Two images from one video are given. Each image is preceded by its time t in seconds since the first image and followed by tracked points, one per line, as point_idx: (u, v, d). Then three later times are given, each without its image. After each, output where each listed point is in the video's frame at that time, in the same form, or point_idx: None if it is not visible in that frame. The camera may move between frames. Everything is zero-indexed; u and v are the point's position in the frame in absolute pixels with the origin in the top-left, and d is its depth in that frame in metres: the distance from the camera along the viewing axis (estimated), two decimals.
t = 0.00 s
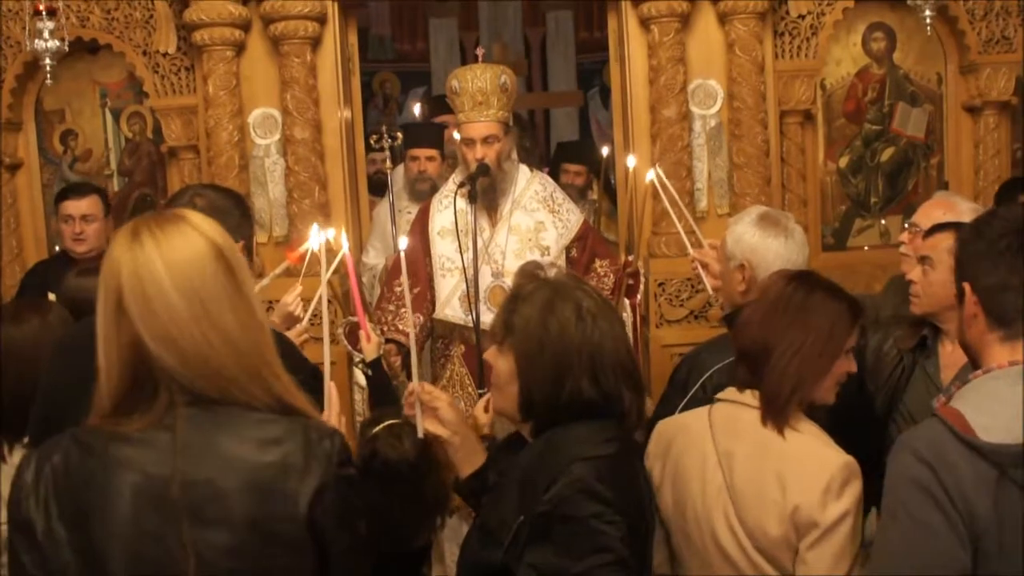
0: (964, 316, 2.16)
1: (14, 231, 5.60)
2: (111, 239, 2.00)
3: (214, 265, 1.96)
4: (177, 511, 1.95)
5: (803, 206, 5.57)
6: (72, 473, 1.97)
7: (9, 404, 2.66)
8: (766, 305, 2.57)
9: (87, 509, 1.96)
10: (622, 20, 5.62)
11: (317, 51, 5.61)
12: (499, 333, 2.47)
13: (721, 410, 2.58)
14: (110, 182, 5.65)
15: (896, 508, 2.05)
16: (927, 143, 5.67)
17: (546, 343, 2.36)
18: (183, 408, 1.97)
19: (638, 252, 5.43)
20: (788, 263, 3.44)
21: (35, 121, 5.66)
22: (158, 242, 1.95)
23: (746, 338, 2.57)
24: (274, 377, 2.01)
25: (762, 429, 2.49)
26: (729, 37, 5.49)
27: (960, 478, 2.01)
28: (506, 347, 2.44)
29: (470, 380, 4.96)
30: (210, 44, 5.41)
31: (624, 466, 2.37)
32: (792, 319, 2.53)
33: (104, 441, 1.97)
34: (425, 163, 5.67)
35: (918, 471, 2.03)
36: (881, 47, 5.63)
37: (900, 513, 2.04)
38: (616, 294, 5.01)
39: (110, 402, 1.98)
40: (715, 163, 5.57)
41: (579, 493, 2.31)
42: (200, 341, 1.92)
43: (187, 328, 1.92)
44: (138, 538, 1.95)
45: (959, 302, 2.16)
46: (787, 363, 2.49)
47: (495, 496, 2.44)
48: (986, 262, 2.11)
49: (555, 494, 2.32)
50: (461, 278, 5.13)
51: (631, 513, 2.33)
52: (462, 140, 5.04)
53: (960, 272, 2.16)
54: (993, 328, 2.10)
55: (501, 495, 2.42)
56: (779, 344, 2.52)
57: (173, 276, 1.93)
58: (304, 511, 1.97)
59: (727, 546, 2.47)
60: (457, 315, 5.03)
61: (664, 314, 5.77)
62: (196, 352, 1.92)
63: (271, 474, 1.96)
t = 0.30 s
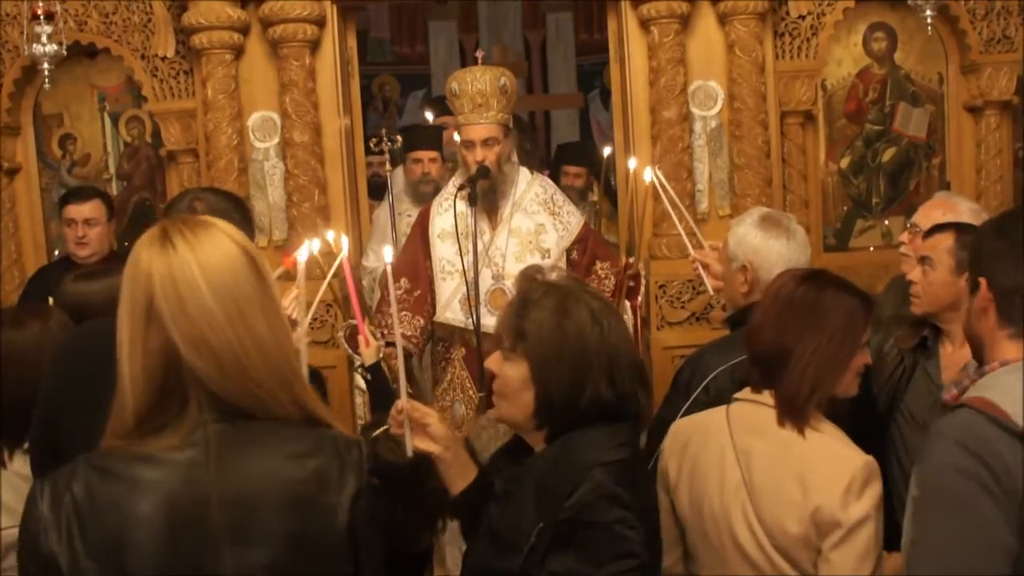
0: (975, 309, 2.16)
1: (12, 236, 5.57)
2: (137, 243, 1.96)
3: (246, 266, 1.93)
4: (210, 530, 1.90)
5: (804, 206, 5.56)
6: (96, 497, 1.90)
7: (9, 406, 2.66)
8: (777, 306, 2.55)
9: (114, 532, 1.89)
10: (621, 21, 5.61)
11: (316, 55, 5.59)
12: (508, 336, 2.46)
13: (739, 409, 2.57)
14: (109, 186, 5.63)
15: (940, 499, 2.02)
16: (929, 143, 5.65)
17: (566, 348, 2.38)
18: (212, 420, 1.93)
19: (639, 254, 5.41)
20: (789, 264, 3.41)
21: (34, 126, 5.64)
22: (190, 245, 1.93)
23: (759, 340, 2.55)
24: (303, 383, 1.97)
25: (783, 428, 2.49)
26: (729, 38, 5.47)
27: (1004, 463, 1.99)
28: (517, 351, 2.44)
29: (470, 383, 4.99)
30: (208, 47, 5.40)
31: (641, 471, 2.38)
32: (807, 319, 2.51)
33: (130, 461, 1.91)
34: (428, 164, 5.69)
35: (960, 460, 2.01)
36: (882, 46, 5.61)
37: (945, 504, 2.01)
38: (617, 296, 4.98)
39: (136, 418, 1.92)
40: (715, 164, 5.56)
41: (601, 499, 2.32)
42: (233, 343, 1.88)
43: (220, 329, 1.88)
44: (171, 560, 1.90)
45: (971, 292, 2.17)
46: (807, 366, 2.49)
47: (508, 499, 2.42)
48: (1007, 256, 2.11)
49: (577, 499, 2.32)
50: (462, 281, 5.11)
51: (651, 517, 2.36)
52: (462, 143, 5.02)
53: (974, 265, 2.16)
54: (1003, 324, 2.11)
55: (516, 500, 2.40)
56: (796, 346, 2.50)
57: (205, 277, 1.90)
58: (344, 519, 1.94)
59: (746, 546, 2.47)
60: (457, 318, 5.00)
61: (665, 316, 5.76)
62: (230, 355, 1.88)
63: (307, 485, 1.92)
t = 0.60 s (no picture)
0: (985, 303, 2.25)
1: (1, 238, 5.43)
2: (130, 246, 1.87)
3: (250, 263, 1.86)
4: (214, 549, 1.80)
5: (809, 209, 5.48)
6: (89, 519, 1.79)
7: (9, 406, 2.58)
8: (789, 313, 2.43)
9: (111, 556, 1.79)
10: (623, 20, 5.51)
11: (312, 53, 5.49)
12: (512, 337, 2.35)
13: (750, 415, 2.47)
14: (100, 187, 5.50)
15: (985, 490, 2.09)
16: (937, 145, 5.55)
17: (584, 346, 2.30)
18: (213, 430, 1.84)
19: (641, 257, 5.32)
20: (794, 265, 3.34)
21: (23, 125, 5.51)
22: (192, 242, 1.85)
23: (769, 347, 2.44)
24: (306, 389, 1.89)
25: (799, 435, 2.39)
26: (733, 37, 5.38)
27: None
28: (524, 359, 2.34)
29: (468, 388, 4.89)
30: (202, 45, 5.29)
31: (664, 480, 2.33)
32: (818, 323, 2.40)
33: (126, 479, 1.80)
34: (427, 165, 5.58)
35: (996, 448, 2.08)
36: (888, 46, 5.52)
37: (991, 494, 2.08)
38: (619, 299, 4.85)
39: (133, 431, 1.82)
40: (719, 166, 5.46)
41: (631, 506, 2.25)
42: (238, 341, 1.80)
43: (226, 326, 1.80)
44: None
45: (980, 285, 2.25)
46: (819, 373, 2.38)
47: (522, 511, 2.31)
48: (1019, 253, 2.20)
49: (604, 507, 2.25)
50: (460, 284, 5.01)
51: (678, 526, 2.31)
52: (461, 143, 4.91)
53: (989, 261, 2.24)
54: (1016, 318, 2.20)
55: (531, 508, 2.30)
56: (808, 353, 2.40)
57: (208, 274, 1.82)
58: (351, 532, 1.85)
59: (757, 554, 2.36)
60: (456, 322, 4.91)
61: (668, 320, 5.65)
62: (235, 354, 1.80)
63: (313, 497, 1.84)
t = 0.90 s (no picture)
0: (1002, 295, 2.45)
1: None
2: (88, 251, 1.77)
3: (216, 263, 1.78)
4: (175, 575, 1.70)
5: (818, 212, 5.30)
6: (40, 546, 1.68)
7: None
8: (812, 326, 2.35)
9: None
10: (626, 17, 5.34)
11: (305, 51, 5.30)
12: (508, 348, 2.31)
13: (753, 432, 2.41)
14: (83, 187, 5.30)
15: None
16: (951, 147, 5.39)
17: (586, 356, 2.25)
18: (175, 447, 1.74)
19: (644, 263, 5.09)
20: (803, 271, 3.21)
21: (3, 123, 5.31)
22: (170, 244, 1.77)
23: (799, 364, 2.35)
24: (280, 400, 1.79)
25: (812, 452, 2.34)
26: (740, 35, 5.20)
27: None
28: (511, 366, 2.31)
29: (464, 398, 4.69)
30: (191, 41, 5.11)
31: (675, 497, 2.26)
32: (842, 331, 2.36)
33: (79, 502, 1.70)
34: (428, 167, 5.44)
35: None
36: (901, 45, 5.34)
37: None
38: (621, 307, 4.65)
39: (86, 453, 1.70)
40: (725, 169, 5.29)
41: (645, 522, 2.17)
42: (226, 343, 1.72)
43: (222, 326, 1.72)
44: None
45: (994, 279, 2.48)
46: (855, 383, 2.35)
47: (527, 530, 2.26)
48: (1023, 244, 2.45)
49: (616, 524, 2.17)
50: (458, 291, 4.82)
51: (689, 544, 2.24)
52: (460, 144, 4.73)
53: (999, 259, 2.47)
54: None
55: (536, 526, 2.25)
56: (842, 364, 2.35)
57: (177, 275, 1.73)
58: (319, 556, 1.76)
59: None
60: (452, 329, 4.71)
61: (672, 328, 5.46)
62: (230, 353, 1.71)
63: (280, 519, 1.74)
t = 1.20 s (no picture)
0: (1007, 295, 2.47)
1: None
2: None
3: (130, 264, 1.64)
4: None
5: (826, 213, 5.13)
6: None
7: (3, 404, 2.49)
8: (779, 330, 2.23)
9: None
10: (628, 12, 5.18)
11: (297, 46, 5.15)
12: (501, 360, 2.18)
13: (746, 447, 2.31)
14: (68, 187, 5.14)
15: None
16: (965, 145, 5.21)
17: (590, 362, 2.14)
18: (91, 465, 1.61)
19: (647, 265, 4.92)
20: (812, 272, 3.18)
21: None
22: (82, 246, 1.62)
23: (764, 374, 2.25)
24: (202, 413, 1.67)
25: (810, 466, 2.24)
26: (746, 30, 5.05)
27: None
28: (505, 373, 2.18)
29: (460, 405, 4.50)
30: (179, 37, 4.95)
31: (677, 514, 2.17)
32: (808, 340, 2.22)
33: None
34: (425, 165, 5.28)
35: None
36: (912, 40, 5.18)
37: None
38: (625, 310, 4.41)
39: None
40: (730, 167, 5.12)
41: (651, 539, 2.07)
42: (147, 354, 1.59)
43: (138, 336, 1.59)
44: None
45: (1002, 278, 2.48)
46: (828, 394, 2.23)
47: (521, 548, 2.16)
48: None
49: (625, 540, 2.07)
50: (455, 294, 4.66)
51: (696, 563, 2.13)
52: (456, 142, 4.59)
53: (1009, 256, 2.47)
54: None
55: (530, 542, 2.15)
56: (808, 375, 2.22)
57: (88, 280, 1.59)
58: None
59: None
60: (450, 334, 4.56)
61: (675, 332, 5.29)
62: (148, 367, 1.59)
63: (198, 540, 1.62)
